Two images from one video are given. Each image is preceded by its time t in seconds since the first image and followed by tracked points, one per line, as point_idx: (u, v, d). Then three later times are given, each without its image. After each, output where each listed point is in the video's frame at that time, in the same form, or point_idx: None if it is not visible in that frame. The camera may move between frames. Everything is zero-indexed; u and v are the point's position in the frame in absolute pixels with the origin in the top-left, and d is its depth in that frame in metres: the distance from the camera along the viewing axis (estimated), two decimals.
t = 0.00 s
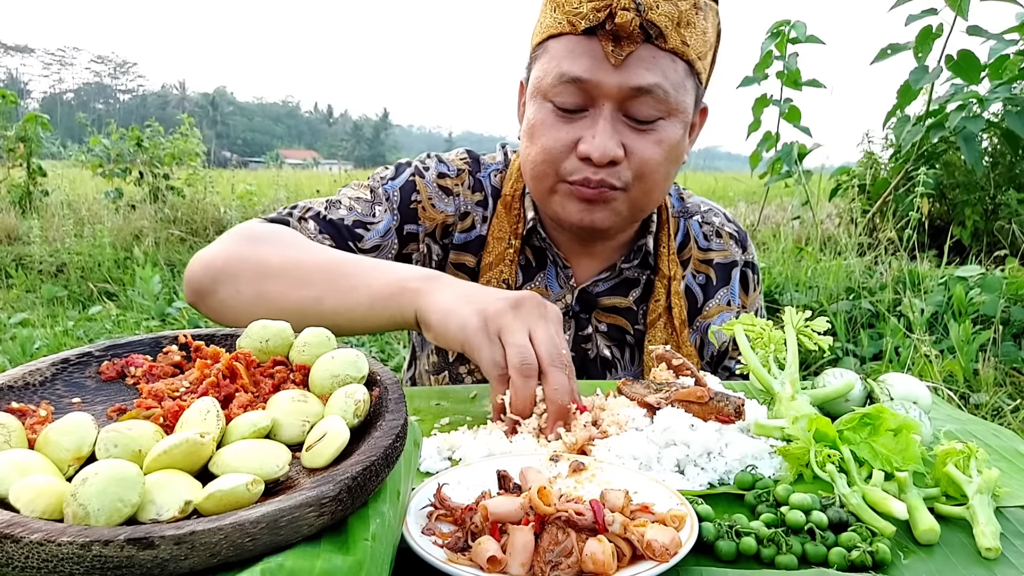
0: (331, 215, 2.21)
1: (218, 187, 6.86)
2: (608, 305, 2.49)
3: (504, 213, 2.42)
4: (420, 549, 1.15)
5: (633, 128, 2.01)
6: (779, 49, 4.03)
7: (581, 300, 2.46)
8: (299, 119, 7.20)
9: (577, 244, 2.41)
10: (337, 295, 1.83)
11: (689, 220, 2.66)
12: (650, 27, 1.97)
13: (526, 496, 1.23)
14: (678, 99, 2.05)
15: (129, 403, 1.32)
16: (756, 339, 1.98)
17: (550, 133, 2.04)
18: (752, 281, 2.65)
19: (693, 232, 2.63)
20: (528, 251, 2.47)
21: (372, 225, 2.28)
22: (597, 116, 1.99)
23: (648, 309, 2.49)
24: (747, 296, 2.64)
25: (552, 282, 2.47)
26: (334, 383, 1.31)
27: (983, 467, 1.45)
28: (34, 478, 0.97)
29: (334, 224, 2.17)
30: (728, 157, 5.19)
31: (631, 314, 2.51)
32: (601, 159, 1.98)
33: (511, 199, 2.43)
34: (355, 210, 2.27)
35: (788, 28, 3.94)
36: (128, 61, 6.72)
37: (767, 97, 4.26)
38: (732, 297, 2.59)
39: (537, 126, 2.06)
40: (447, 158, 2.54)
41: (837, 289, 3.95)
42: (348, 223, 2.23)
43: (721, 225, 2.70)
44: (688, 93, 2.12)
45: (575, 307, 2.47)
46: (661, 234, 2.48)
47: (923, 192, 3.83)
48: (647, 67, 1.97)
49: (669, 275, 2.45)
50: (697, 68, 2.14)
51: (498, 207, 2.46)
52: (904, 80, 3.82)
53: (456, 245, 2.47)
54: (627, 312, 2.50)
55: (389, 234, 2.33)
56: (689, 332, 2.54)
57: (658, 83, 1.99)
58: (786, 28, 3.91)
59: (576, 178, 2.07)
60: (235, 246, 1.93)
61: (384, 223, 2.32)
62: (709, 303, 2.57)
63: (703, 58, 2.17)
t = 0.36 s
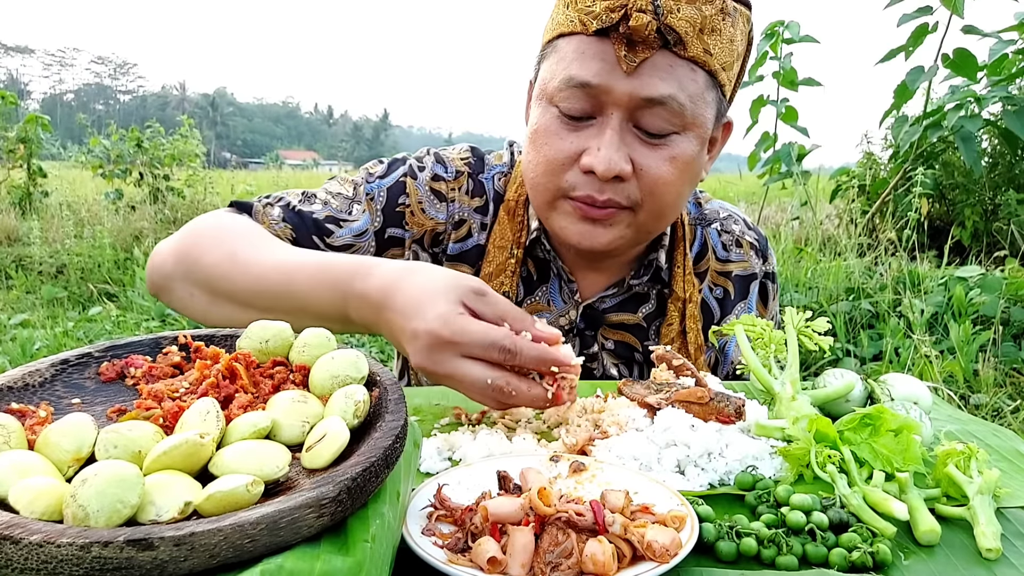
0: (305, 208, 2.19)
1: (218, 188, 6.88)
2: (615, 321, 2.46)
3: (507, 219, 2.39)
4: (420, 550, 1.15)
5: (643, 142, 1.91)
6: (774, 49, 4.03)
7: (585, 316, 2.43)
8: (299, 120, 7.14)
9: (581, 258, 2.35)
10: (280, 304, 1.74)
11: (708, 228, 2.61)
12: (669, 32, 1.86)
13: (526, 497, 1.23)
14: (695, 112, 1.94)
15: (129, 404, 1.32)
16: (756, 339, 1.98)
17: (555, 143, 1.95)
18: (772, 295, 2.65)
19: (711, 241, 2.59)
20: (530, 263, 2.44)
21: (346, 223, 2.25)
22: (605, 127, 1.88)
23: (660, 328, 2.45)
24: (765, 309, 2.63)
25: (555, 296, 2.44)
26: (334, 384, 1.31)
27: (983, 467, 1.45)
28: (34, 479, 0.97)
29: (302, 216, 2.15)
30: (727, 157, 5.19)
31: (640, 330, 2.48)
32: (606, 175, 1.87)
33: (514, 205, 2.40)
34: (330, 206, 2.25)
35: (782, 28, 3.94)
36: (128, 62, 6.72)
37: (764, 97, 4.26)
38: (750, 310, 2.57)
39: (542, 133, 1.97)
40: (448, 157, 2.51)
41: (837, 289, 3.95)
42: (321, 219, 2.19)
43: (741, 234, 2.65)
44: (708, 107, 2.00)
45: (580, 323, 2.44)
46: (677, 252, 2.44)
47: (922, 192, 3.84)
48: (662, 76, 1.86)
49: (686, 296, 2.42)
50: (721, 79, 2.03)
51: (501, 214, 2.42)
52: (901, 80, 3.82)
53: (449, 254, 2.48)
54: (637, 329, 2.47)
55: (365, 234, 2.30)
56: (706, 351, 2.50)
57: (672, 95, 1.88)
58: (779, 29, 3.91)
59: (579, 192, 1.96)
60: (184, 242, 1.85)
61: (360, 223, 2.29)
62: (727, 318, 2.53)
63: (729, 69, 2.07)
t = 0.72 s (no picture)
0: (267, 224, 2.14)
1: (218, 187, 6.90)
2: (604, 347, 2.37)
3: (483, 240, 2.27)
4: (420, 549, 1.15)
5: (632, 154, 1.79)
6: (766, 48, 4.03)
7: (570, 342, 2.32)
8: (300, 119, 7.08)
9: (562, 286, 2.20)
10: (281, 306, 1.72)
11: (708, 246, 2.51)
12: (662, 35, 1.78)
13: (526, 496, 1.23)
14: (688, 123, 1.85)
15: (129, 403, 1.32)
16: (756, 338, 1.98)
17: (534, 155, 1.81)
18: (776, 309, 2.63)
19: (712, 260, 2.50)
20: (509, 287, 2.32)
21: (309, 239, 2.19)
22: (590, 136, 1.77)
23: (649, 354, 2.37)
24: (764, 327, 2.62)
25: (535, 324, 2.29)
26: (334, 383, 1.31)
27: (983, 467, 1.45)
28: (34, 479, 0.97)
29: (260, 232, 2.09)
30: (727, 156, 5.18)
31: (629, 358, 2.39)
32: (592, 189, 1.74)
33: (490, 225, 2.28)
34: (293, 223, 2.20)
35: (775, 28, 3.95)
36: (127, 61, 6.71)
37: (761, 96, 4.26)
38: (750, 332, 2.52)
39: (520, 145, 1.83)
40: (423, 169, 2.44)
41: (837, 288, 3.95)
42: (284, 235, 2.14)
43: (743, 252, 2.57)
44: (700, 118, 1.91)
45: (564, 350, 2.35)
46: (670, 274, 2.34)
47: (922, 190, 3.84)
48: (653, 81, 1.76)
49: (680, 321, 2.34)
50: (714, 89, 1.96)
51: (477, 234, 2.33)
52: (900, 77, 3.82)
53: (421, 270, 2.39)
54: (626, 356, 2.39)
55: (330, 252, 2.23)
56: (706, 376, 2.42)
57: (664, 102, 1.78)
58: (773, 28, 3.90)
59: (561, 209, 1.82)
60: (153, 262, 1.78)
61: (324, 239, 2.23)
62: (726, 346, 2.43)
63: (722, 79, 2.00)
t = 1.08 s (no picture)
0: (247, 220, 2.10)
1: (218, 185, 6.90)
2: (594, 358, 2.32)
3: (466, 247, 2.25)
4: (420, 547, 1.15)
5: (619, 163, 1.75)
6: (779, 44, 4.02)
7: (558, 353, 2.27)
8: (300, 116, 7.06)
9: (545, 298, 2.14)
10: (273, 280, 1.69)
11: (705, 256, 2.50)
12: (659, 35, 1.77)
13: (526, 494, 1.23)
14: (682, 132, 1.81)
15: (130, 400, 1.33)
16: (756, 336, 1.98)
17: (518, 160, 1.77)
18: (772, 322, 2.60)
19: (710, 271, 2.48)
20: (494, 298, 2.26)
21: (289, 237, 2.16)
22: (576, 142, 1.73)
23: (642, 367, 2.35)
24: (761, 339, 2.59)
25: (523, 332, 2.26)
26: (335, 381, 1.31)
27: (983, 465, 1.45)
28: (34, 476, 0.97)
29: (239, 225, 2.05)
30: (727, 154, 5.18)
31: (618, 367, 2.35)
32: (575, 197, 1.68)
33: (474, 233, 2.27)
34: (274, 220, 2.17)
35: (788, 25, 3.94)
36: (128, 59, 6.71)
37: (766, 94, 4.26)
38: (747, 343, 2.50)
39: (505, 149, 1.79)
40: (411, 172, 2.44)
41: (837, 287, 3.95)
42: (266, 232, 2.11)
43: (741, 262, 2.56)
44: (696, 128, 1.87)
45: (552, 361, 2.30)
46: (667, 291, 2.34)
47: (922, 189, 3.84)
48: (645, 86, 1.74)
49: (678, 338, 2.34)
50: (712, 99, 1.95)
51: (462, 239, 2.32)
52: (901, 75, 3.82)
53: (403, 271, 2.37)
54: (614, 366, 2.34)
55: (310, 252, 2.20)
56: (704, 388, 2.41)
57: (656, 110, 1.75)
58: (787, 24, 3.89)
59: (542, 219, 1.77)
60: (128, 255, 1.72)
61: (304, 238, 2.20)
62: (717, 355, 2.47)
63: (724, 87, 2.00)
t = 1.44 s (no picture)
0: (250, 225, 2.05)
1: (218, 183, 6.90)
2: (602, 345, 2.36)
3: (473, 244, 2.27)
4: (420, 545, 1.15)
5: (633, 148, 1.79)
6: (774, 43, 4.02)
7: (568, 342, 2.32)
8: (299, 115, 7.06)
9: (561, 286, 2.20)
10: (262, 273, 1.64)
11: (700, 239, 2.52)
12: (657, 26, 1.76)
13: (526, 492, 1.24)
14: (687, 112, 1.84)
15: (130, 398, 1.33)
16: (757, 334, 1.98)
17: (535, 156, 1.81)
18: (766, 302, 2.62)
19: (705, 254, 2.50)
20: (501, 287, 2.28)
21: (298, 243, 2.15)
22: (591, 133, 1.76)
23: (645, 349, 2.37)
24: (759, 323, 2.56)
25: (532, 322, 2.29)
26: (335, 379, 1.31)
27: (983, 463, 1.45)
28: (34, 474, 0.97)
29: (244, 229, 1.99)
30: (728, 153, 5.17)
31: (627, 354, 2.38)
32: (598, 187, 1.73)
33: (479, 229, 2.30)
34: (276, 223, 2.13)
35: (782, 24, 3.93)
36: (128, 56, 6.70)
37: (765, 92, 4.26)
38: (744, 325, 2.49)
39: (520, 146, 1.82)
40: (406, 172, 2.45)
41: (837, 284, 3.95)
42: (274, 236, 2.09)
43: (736, 243, 2.57)
44: (700, 104, 1.90)
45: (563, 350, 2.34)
46: (664, 267, 2.35)
47: (923, 187, 3.83)
48: (649, 76, 1.74)
49: (677, 313, 2.34)
50: (711, 75, 1.95)
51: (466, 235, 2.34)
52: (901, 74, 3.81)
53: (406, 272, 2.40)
54: (623, 352, 2.37)
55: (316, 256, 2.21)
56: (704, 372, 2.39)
57: (663, 97, 1.77)
58: (780, 24, 3.89)
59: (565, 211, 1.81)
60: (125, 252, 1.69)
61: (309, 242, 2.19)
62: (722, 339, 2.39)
63: (717, 61, 2.00)
